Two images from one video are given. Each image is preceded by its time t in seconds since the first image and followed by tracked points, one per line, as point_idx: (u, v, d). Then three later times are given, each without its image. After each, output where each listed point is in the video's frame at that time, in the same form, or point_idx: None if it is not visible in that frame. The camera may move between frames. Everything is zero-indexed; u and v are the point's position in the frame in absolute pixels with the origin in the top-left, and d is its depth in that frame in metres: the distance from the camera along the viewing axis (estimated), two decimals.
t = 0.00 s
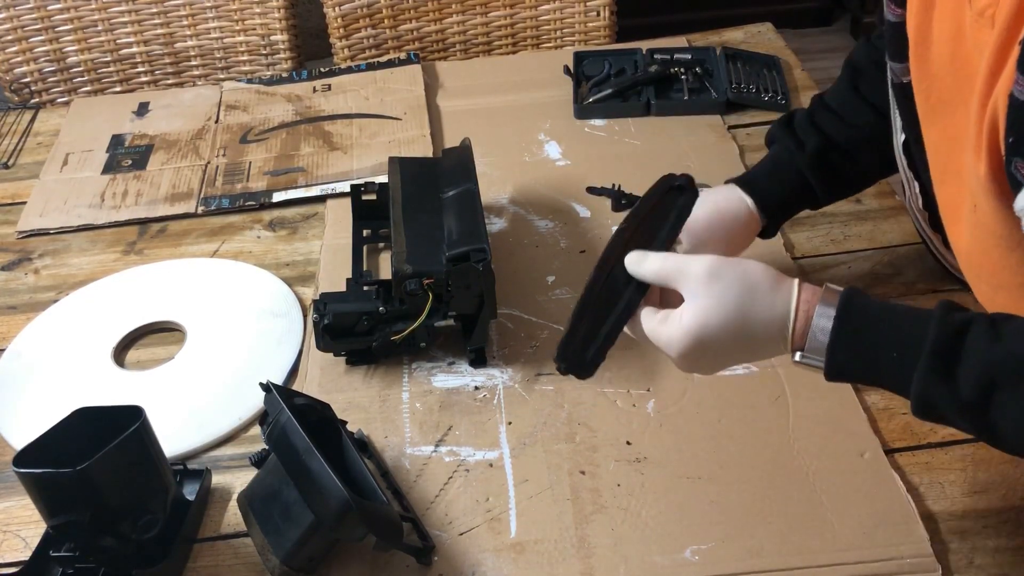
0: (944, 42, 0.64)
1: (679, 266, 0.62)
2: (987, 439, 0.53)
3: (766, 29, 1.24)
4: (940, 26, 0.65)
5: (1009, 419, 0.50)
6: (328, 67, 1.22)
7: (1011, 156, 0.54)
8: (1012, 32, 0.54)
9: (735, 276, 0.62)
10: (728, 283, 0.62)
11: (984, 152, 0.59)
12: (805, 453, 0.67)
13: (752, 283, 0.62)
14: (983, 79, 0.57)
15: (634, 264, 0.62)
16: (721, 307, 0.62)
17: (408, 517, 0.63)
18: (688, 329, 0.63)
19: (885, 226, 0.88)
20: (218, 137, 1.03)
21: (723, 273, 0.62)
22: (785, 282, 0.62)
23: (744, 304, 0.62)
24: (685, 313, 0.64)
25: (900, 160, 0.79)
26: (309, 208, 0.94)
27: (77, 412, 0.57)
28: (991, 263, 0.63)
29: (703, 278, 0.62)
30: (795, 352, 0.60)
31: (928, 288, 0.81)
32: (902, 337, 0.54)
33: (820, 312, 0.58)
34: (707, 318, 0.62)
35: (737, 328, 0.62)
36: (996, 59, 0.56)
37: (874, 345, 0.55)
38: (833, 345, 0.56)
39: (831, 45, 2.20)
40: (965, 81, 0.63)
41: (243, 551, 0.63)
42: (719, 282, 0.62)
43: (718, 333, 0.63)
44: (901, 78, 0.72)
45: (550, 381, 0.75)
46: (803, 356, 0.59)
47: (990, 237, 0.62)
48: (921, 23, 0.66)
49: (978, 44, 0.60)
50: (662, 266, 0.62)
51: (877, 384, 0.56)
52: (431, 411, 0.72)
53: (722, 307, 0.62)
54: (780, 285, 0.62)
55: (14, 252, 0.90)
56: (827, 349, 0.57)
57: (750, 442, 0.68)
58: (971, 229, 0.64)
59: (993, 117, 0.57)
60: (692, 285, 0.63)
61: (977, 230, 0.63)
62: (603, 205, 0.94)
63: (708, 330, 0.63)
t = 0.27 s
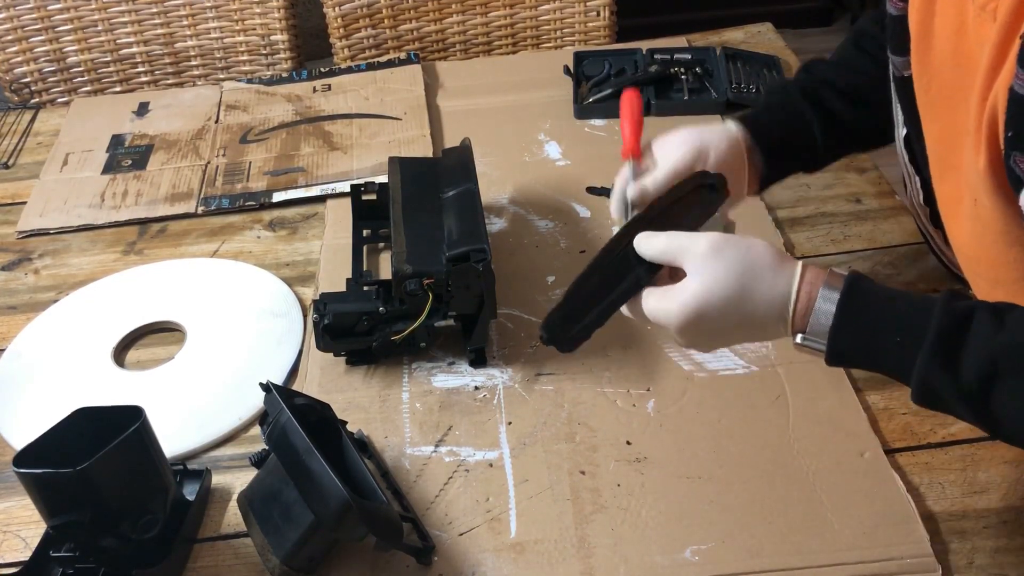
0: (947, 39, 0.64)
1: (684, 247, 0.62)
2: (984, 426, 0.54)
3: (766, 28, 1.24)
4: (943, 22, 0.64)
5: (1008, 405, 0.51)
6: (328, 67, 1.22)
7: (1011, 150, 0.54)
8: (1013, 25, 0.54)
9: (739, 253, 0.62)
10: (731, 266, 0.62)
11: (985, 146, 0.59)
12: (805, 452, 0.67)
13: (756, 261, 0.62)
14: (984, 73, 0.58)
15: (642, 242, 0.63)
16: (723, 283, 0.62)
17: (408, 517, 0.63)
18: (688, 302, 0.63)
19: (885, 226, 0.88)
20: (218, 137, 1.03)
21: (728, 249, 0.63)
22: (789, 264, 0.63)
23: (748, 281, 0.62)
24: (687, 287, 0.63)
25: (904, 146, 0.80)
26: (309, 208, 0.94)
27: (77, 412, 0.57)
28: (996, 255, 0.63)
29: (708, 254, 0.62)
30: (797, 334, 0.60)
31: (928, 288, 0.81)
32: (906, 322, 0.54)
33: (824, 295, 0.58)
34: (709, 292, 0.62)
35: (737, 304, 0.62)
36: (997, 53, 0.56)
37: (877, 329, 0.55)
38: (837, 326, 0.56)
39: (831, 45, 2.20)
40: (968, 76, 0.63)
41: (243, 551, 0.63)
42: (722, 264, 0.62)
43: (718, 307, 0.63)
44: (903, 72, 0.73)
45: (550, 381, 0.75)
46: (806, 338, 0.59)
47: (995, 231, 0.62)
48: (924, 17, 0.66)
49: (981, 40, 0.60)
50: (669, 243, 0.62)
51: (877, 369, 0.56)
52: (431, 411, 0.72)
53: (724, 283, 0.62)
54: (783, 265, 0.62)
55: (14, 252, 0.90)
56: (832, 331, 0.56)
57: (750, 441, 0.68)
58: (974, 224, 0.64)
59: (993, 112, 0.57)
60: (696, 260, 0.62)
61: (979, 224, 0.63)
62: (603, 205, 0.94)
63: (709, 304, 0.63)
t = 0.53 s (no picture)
0: (948, 33, 0.64)
1: (685, 215, 0.63)
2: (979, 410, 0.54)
3: (766, 29, 1.24)
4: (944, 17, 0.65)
5: (1002, 387, 0.52)
6: (328, 67, 1.22)
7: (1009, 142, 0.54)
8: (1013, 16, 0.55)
9: (740, 222, 0.63)
10: (731, 240, 0.63)
11: (983, 140, 0.59)
12: (805, 452, 0.67)
13: (757, 230, 0.63)
14: (983, 65, 0.58)
15: (645, 213, 0.64)
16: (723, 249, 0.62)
17: (408, 517, 0.62)
18: (687, 268, 0.63)
19: (885, 226, 0.88)
20: (218, 137, 1.03)
21: (729, 218, 0.63)
22: (791, 237, 0.63)
23: (748, 249, 0.62)
24: (687, 254, 0.64)
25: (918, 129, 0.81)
26: (309, 208, 0.94)
27: (77, 412, 0.57)
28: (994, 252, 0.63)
29: (709, 221, 0.63)
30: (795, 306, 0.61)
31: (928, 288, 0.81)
32: (906, 300, 0.55)
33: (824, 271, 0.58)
34: (708, 258, 0.63)
35: (737, 271, 0.63)
36: (997, 44, 0.56)
37: (875, 308, 0.56)
38: (837, 299, 0.57)
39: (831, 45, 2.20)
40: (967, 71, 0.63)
41: (243, 551, 0.63)
42: (722, 237, 0.63)
43: (718, 274, 0.63)
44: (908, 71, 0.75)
45: (550, 381, 0.75)
46: (803, 310, 0.59)
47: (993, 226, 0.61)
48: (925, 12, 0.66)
49: (981, 36, 0.60)
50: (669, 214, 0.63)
51: (873, 345, 0.57)
52: (431, 411, 0.72)
53: (723, 250, 0.62)
54: (784, 237, 0.63)
55: (14, 253, 0.90)
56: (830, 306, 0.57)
57: (750, 441, 0.68)
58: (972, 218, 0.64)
59: (991, 104, 0.57)
60: (696, 226, 0.63)
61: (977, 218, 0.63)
62: (603, 205, 0.94)
63: (708, 270, 0.63)
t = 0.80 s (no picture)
0: (952, 36, 0.64)
1: (694, 206, 0.64)
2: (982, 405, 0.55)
3: (766, 28, 1.24)
4: (947, 19, 0.65)
5: (1010, 383, 0.52)
6: (328, 67, 1.22)
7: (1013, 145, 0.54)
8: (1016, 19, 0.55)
9: (749, 213, 0.64)
10: (740, 230, 0.63)
11: (988, 142, 0.59)
12: (805, 452, 0.67)
13: (767, 222, 0.64)
14: (988, 67, 0.58)
15: (652, 203, 0.65)
16: (732, 240, 0.63)
17: (408, 517, 0.62)
18: (697, 259, 0.64)
19: (885, 226, 0.88)
20: (218, 137, 1.03)
21: (738, 209, 0.64)
22: (799, 228, 0.64)
23: (757, 240, 0.63)
24: (695, 246, 0.65)
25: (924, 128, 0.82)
26: (309, 208, 0.94)
27: (77, 412, 0.57)
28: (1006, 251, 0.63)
29: (718, 212, 0.64)
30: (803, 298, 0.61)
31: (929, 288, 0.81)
32: (916, 295, 0.55)
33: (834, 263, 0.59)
34: (717, 250, 0.63)
35: (745, 262, 0.64)
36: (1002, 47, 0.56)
37: (886, 301, 0.56)
38: (845, 293, 0.57)
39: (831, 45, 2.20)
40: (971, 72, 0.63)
41: (243, 551, 0.63)
42: (731, 226, 0.63)
43: (727, 265, 0.64)
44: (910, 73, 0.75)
45: (550, 381, 0.75)
46: (811, 303, 0.60)
47: (1002, 224, 0.61)
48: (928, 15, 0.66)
49: (986, 36, 0.60)
50: (677, 203, 0.64)
51: (881, 337, 0.58)
52: (431, 411, 0.72)
53: (732, 241, 0.63)
54: (793, 228, 0.64)
55: (14, 253, 0.90)
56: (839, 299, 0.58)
57: (750, 441, 0.68)
58: (980, 219, 0.64)
59: (995, 106, 0.57)
60: (705, 217, 0.64)
61: (985, 218, 0.63)
62: (603, 205, 0.94)
63: (717, 262, 0.64)
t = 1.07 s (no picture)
0: (956, 36, 0.64)
1: (696, 206, 0.64)
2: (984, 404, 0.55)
3: (766, 28, 1.24)
4: (950, 19, 0.64)
5: (1015, 382, 0.52)
6: (328, 67, 1.22)
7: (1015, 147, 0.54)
8: (1020, 18, 0.54)
9: (753, 212, 0.64)
10: (744, 229, 0.64)
11: (991, 142, 0.59)
12: (805, 452, 0.67)
13: (771, 220, 0.64)
14: (991, 67, 0.58)
15: (654, 204, 0.66)
16: (735, 240, 0.63)
17: (408, 517, 0.62)
18: (701, 259, 0.64)
19: (885, 226, 0.88)
20: (218, 137, 1.03)
21: (741, 208, 0.64)
22: (804, 227, 0.64)
23: (761, 239, 0.63)
24: (699, 246, 0.65)
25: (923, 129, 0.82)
26: (309, 208, 0.94)
27: (77, 411, 0.57)
28: (1010, 251, 0.63)
29: (721, 212, 0.64)
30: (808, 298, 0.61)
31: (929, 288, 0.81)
32: (922, 293, 0.55)
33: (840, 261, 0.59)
34: (721, 249, 0.64)
35: (750, 262, 0.64)
36: (1005, 46, 0.56)
37: (891, 302, 0.56)
38: (851, 291, 0.57)
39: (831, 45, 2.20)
40: (975, 71, 0.63)
41: (243, 551, 0.63)
42: (735, 225, 0.64)
43: (731, 265, 0.64)
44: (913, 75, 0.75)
45: (550, 381, 0.75)
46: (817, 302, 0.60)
47: (1005, 224, 0.61)
48: (930, 15, 0.65)
49: (988, 37, 0.60)
50: (680, 204, 0.64)
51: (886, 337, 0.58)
52: (431, 411, 0.72)
53: (736, 241, 0.63)
54: (798, 227, 0.63)
55: (14, 253, 0.90)
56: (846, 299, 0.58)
57: (750, 441, 0.68)
58: (983, 219, 0.64)
59: (999, 106, 0.57)
60: (708, 217, 0.64)
61: (988, 218, 0.63)
62: (603, 205, 0.94)
63: (721, 261, 0.64)
